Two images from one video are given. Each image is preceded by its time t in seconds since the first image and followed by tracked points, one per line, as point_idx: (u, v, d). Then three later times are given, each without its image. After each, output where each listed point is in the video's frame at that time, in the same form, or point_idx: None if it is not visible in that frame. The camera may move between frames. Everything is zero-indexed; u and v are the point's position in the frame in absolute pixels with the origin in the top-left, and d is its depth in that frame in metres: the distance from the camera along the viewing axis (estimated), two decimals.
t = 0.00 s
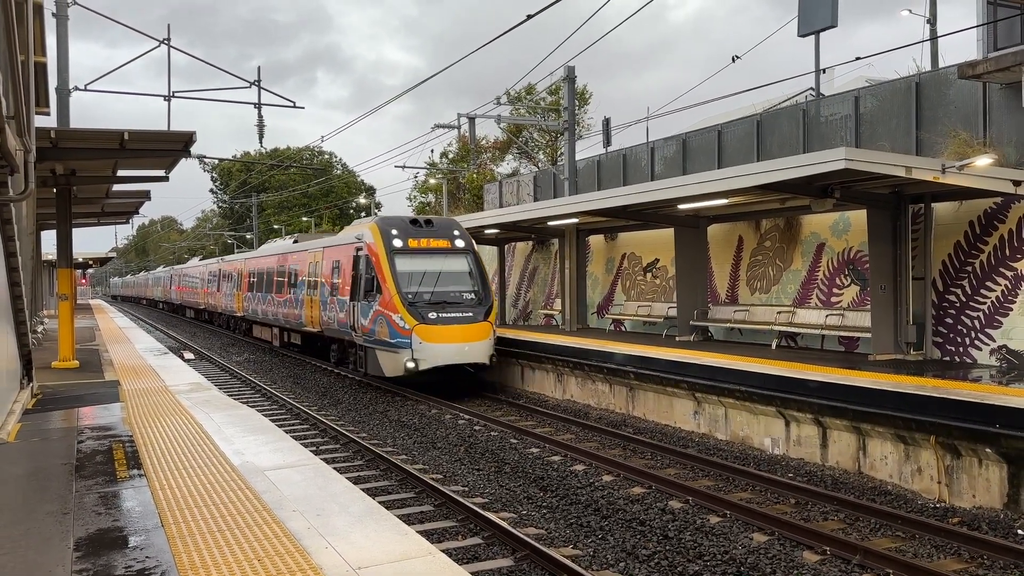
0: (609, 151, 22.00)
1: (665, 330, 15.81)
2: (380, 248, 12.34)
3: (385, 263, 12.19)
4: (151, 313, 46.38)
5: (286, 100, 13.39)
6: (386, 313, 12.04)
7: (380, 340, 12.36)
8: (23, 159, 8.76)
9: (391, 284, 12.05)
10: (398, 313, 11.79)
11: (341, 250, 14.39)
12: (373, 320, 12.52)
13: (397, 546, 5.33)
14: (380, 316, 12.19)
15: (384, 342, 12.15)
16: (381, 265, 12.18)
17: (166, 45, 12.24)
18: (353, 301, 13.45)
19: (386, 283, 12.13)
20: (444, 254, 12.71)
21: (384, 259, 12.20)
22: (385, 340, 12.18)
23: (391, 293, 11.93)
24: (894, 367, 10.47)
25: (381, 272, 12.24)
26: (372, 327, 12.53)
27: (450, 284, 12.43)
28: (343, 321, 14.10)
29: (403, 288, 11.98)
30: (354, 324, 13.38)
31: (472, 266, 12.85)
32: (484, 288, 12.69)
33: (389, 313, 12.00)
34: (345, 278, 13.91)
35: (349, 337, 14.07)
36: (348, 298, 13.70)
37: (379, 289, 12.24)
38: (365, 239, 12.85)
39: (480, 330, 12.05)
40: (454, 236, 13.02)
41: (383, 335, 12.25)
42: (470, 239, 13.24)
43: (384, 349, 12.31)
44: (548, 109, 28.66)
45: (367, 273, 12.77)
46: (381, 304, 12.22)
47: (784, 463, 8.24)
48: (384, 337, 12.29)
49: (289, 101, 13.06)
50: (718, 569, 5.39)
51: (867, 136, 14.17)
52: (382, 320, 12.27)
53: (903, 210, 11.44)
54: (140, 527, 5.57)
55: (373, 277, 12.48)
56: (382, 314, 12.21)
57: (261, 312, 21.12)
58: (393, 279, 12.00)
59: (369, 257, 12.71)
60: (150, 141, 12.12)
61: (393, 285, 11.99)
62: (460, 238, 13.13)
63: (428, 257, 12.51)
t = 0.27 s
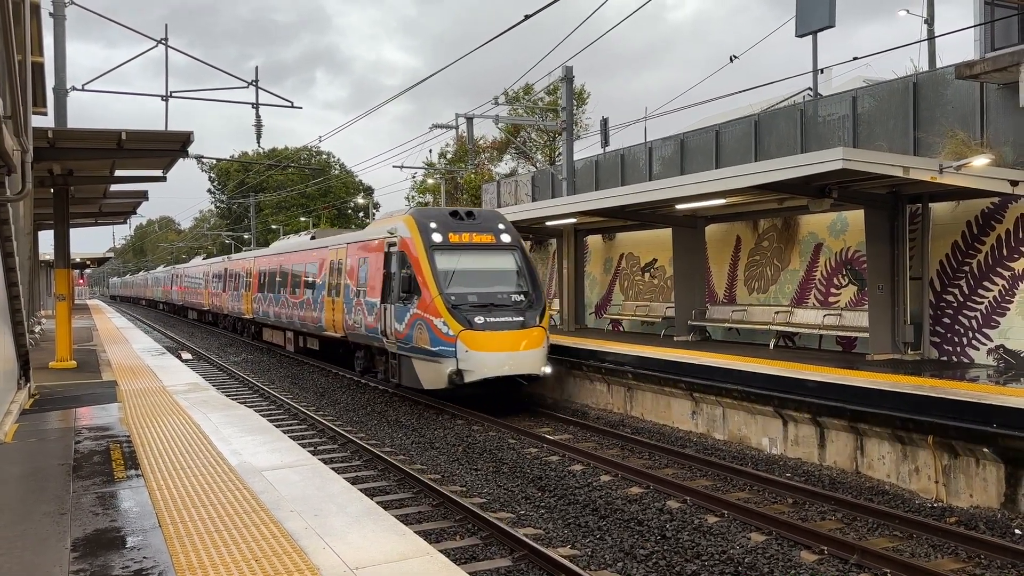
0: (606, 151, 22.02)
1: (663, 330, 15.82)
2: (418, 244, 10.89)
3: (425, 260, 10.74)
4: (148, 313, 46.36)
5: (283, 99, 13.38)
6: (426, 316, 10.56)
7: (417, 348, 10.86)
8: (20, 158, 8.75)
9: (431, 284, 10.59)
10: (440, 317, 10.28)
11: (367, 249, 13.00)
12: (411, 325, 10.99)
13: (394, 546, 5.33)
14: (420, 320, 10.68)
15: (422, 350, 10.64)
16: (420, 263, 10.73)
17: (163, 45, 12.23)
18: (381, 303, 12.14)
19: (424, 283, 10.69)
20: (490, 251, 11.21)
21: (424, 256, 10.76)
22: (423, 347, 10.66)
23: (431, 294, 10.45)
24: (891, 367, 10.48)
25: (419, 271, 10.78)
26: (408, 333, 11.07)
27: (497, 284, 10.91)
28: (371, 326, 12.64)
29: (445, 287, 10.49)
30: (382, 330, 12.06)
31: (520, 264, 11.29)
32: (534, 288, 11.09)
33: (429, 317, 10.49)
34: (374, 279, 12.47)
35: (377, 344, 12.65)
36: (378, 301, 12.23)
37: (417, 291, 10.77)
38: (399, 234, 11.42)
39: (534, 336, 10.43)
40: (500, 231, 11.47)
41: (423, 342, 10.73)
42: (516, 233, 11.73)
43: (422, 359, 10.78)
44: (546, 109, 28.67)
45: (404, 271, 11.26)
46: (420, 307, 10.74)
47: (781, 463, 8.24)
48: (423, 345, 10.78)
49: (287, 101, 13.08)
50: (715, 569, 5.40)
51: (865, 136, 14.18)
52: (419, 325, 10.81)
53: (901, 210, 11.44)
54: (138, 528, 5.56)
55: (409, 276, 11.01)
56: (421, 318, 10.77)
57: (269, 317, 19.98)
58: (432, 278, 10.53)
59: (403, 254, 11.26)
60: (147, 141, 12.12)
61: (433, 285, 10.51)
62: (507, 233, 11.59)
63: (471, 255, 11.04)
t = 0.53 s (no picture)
0: (604, 152, 22.03)
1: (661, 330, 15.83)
2: (469, 238, 10.07)
3: (477, 257, 9.93)
4: (145, 313, 46.28)
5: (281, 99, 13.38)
6: (479, 321, 9.77)
7: (468, 356, 10.06)
8: (17, 158, 8.73)
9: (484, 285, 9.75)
10: (497, 322, 9.45)
11: (403, 244, 12.25)
12: (460, 329, 10.21)
13: (392, 547, 5.32)
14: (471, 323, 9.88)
15: (476, 359, 9.86)
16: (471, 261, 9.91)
17: (160, 45, 12.21)
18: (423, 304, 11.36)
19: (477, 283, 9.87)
20: (546, 245, 10.39)
21: (476, 252, 9.94)
22: (478, 356, 9.79)
23: (486, 295, 9.63)
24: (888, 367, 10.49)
25: (471, 269, 9.98)
26: (458, 338, 10.29)
27: (556, 283, 10.11)
28: (410, 329, 11.75)
29: (501, 288, 9.66)
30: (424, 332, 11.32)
31: (579, 261, 10.45)
32: (598, 289, 10.23)
33: (483, 322, 9.66)
34: (414, 277, 11.63)
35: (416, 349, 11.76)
36: (421, 302, 11.41)
37: (468, 291, 9.96)
38: (444, 226, 10.64)
39: (603, 343, 9.59)
40: (557, 226, 10.63)
41: (475, 350, 9.97)
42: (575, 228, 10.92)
43: (473, 370, 10.03)
44: (543, 109, 28.67)
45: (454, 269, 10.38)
46: (471, 309, 9.94)
47: (779, 462, 8.25)
48: (476, 353, 9.98)
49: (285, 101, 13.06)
50: (713, 568, 5.40)
51: (862, 136, 14.20)
52: (470, 330, 10.02)
53: (897, 210, 11.44)
54: (135, 528, 5.56)
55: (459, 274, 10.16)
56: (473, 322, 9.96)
57: (279, 324, 19.12)
58: (486, 278, 9.71)
59: (450, 249, 10.49)
60: (145, 141, 12.10)
61: (487, 285, 9.69)
62: (564, 225, 10.80)
63: (527, 249, 10.22)
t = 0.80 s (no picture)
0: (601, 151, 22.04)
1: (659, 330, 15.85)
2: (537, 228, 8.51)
3: (546, 251, 8.42)
4: (142, 313, 46.24)
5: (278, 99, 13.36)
6: (549, 327, 8.30)
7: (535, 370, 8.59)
8: (12, 158, 8.71)
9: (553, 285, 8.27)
10: (575, 330, 7.95)
11: (446, 242, 10.83)
12: (526, 337, 8.79)
13: (388, 547, 5.32)
14: (536, 330, 8.43)
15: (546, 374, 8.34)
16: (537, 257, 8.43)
17: (157, 44, 12.19)
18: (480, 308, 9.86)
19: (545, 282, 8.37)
20: (624, 238, 8.82)
21: (543, 246, 8.43)
22: (553, 364, 8.30)
23: (558, 297, 8.13)
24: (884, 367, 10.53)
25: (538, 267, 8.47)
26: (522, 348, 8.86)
27: (639, 283, 8.53)
28: (461, 336, 10.28)
29: (578, 288, 8.13)
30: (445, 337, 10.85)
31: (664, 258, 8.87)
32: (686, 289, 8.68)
33: (556, 329, 8.17)
34: (463, 279, 10.22)
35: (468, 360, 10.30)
36: (473, 306, 10.00)
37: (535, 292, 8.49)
38: (502, 216, 9.15)
39: (699, 355, 7.88)
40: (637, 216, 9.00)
41: (544, 363, 8.47)
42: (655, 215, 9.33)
43: (538, 388, 8.65)
44: (541, 109, 28.68)
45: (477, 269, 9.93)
46: (541, 314, 8.43)
47: (776, 462, 8.26)
48: (545, 366, 8.50)
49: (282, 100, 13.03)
50: (710, 568, 5.41)
51: (858, 136, 14.22)
52: (537, 337, 8.59)
53: (894, 211, 11.43)
54: (131, 528, 5.55)
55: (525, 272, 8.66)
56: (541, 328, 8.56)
57: (292, 326, 17.61)
58: (559, 275, 8.20)
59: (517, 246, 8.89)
60: (141, 141, 12.06)
61: (560, 284, 8.21)
62: (642, 215, 9.22)
63: (603, 243, 8.67)
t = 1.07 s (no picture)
0: (599, 152, 22.07)
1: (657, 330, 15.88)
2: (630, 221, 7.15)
3: (645, 246, 7.01)
4: (138, 313, 46.17)
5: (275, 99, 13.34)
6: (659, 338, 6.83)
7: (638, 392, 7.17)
8: (8, 158, 8.68)
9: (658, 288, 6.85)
10: (694, 343, 6.49)
11: (498, 239, 9.67)
12: (537, 338, 8.70)
13: (384, 547, 5.32)
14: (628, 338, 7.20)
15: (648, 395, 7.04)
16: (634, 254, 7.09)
17: (153, 44, 12.16)
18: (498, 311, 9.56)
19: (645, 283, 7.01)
20: (737, 229, 7.25)
21: (642, 240, 7.04)
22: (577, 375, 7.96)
23: (664, 300, 6.76)
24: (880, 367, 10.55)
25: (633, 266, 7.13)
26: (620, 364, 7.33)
27: (757, 284, 7.01)
28: (530, 345, 8.84)
29: (691, 291, 6.69)
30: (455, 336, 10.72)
31: (787, 252, 7.26)
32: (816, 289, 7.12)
33: (666, 341, 6.74)
34: (529, 278, 8.86)
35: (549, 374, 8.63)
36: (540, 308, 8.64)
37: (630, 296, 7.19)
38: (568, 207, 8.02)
39: (845, 373, 6.46)
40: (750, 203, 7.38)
41: (652, 385, 6.98)
42: (768, 199, 7.68)
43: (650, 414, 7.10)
44: (538, 109, 28.67)
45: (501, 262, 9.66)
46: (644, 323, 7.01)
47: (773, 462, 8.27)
48: (654, 390, 6.96)
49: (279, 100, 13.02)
50: (707, 568, 5.41)
51: (855, 137, 14.24)
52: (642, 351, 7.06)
53: (890, 211, 11.39)
54: (127, 529, 5.53)
55: (618, 271, 7.31)
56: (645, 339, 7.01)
57: (316, 329, 16.00)
58: (665, 274, 6.79)
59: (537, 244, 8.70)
60: (137, 141, 12.05)
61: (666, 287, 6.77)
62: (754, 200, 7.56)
63: (716, 234, 7.14)
